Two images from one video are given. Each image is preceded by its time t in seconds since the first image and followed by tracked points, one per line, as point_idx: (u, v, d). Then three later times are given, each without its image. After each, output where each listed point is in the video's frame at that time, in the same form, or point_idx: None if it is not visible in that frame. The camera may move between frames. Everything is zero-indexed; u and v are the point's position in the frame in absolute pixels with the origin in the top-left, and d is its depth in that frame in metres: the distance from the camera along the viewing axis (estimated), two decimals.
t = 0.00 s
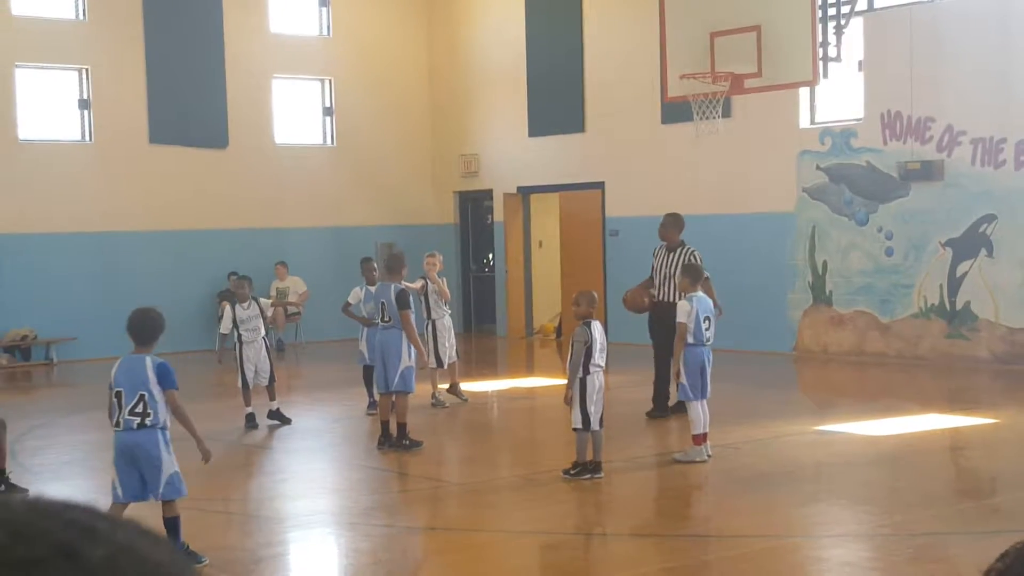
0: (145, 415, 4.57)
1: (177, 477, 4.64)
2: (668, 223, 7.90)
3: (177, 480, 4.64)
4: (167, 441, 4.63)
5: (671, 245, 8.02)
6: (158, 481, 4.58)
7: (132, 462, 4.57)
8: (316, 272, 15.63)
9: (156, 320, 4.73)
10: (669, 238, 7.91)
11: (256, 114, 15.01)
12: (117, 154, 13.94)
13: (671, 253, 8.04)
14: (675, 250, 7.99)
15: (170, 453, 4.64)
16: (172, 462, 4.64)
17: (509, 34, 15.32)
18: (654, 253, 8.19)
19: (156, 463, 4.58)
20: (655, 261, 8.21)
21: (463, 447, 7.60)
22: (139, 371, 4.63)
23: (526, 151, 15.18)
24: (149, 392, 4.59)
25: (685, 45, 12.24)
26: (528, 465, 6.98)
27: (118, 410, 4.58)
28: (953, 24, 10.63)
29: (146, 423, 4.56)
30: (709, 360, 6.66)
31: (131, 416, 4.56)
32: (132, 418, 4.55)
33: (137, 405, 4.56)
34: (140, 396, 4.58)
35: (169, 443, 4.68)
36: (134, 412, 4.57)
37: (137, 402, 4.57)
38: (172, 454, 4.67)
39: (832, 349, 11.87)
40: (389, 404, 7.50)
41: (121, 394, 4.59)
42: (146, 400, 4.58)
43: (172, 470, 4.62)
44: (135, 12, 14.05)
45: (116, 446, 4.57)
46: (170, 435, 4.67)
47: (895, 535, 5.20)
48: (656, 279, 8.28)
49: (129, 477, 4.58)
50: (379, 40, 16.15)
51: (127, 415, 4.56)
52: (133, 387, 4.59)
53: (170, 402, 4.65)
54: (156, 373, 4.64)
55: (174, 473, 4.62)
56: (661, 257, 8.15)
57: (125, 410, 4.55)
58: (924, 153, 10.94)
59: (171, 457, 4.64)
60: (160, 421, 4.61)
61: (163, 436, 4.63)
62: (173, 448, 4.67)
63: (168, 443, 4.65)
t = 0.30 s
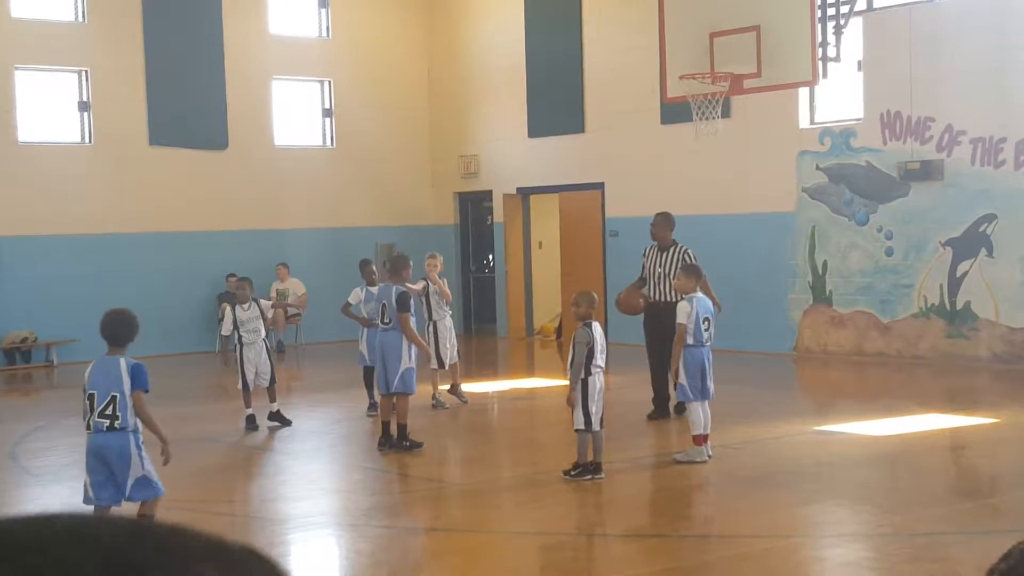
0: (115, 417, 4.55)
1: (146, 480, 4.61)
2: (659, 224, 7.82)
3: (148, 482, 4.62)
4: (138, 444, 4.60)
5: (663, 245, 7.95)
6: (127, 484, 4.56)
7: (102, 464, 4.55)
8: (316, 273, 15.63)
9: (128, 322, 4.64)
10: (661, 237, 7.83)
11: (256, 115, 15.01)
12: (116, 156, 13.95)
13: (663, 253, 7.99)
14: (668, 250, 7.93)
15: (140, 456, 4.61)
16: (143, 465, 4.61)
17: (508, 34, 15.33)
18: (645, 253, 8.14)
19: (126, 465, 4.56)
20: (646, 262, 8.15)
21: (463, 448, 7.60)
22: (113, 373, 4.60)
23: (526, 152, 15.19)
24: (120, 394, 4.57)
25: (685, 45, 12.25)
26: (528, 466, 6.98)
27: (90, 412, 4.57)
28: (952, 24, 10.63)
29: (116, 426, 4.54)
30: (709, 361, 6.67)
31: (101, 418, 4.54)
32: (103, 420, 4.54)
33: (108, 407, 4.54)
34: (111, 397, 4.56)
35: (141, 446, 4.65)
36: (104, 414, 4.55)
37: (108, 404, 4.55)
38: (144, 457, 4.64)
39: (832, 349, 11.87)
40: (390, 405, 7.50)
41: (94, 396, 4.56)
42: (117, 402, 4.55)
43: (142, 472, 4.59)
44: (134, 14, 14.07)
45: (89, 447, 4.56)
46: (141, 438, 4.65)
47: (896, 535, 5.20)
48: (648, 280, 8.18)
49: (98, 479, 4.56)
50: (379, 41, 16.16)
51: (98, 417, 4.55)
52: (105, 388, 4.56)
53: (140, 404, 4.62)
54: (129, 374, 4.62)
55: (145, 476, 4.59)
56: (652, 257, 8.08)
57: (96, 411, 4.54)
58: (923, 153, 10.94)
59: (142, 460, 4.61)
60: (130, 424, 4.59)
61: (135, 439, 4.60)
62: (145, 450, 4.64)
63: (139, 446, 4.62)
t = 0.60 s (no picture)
0: (109, 421, 4.55)
1: (137, 487, 4.61)
2: (661, 223, 7.84)
3: (137, 489, 4.62)
4: (131, 449, 4.61)
5: (664, 246, 7.98)
6: (117, 490, 4.56)
7: (95, 467, 4.57)
8: (315, 274, 15.65)
9: (121, 323, 4.63)
10: (661, 237, 7.88)
11: (255, 116, 15.02)
12: (115, 158, 13.95)
13: (663, 254, 8.00)
14: (668, 251, 7.97)
15: (133, 461, 4.62)
16: (134, 470, 4.61)
17: (507, 35, 15.34)
18: (644, 254, 8.13)
19: (117, 471, 4.57)
20: (645, 263, 8.14)
21: (463, 449, 7.61)
22: (106, 375, 4.58)
23: (524, 153, 15.20)
24: (116, 398, 4.56)
25: (683, 47, 12.26)
26: (527, 467, 7.00)
27: (86, 415, 4.57)
28: (950, 24, 10.66)
29: (112, 429, 4.55)
30: (706, 362, 6.69)
31: (97, 421, 4.55)
32: (99, 423, 4.55)
33: (104, 410, 4.55)
34: (106, 401, 4.56)
35: (136, 450, 4.65)
36: (100, 418, 4.56)
37: (103, 407, 4.55)
38: (138, 462, 4.64)
39: (830, 350, 11.89)
40: (389, 406, 7.51)
41: (89, 399, 4.56)
42: (112, 405, 4.55)
43: (131, 479, 4.59)
44: (133, 15, 14.08)
45: (86, 451, 4.58)
46: (137, 441, 4.65)
47: (893, 535, 5.22)
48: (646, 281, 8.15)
49: (91, 482, 4.58)
50: (377, 42, 16.17)
51: (93, 419, 4.56)
52: (100, 392, 4.55)
53: (134, 408, 4.60)
54: (124, 378, 4.59)
55: (133, 483, 4.60)
56: (651, 258, 8.09)
57: (91, 415, 4.55)
58: (921, 153, 10.96)
59: (134, 466, 4.62)
60: (124, 428, 4.59)
61: (128, 444, 4.60)
62: (139, 455, 4.64)
63: (133, 450, 4.63)
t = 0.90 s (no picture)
0: (103, 427, 4.55)
1: (133, 491, 4.60)
2: (665, 226, 7.78)
3: (132, 493, 4.61)
4: (127, 454, 4.60)
5: (667, 249, 7.89)
6: (112, 494, 4.56)
7: (90, 472, 4.57)
8: (308, 277, 15.64)
9: (113, 327, 4.64)
10: (666, 240, 7.80)
11: (248, 119, 15.01)
12: (107, 162, 13.93)
13: (665, 258, 7.89)
14: (671, 254, 7.85)
15: (129, 465, 4.61)
16: (130, 475, 4.61)
17: (501, 38, 15.36)
18: (646, 257, 8.04)
19: (112, 476, 4.56)
20: (647, 267, 8.04)
21: (456, 452, 7.61)
22: (101, 381, 4.57)
23: (517, 156, 15.22)
24: (109, 404, 4.55)
25: (676, 51, 12.29)
26: (521, 470, 7.00)
27: (81, 420, 4.57)
28: (941, 29, 10.70)
29: (105, 435, 4.55)
30: (699, 365, 6.72)
31: (91, 427, 4.55)
32: (92, 429, 4.55)
33: (97, 417, 4.54)
34: (100, 407, 4.55)
35: (133, 455, 4.64)
36: (94, 423, 4.55)
37: (97, 413, 4.54)
38: (133, 467, 4.63)
39: (823, 353, 11.91)
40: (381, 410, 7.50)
41: (84, 405, 4.56)
42: (106, 411, 4.54)
43: (127, 484, 4.58)
44: (126, 18, 14.07)
45: (81, 456, 4.58)
46: (133, 445, 4.63)
47: (886, 537, 5.23)
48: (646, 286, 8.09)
49: (87, 487, 4.58)
50: (371, 45, 16.18)
51: (88, 425, 4.56)
52: (94, 398, 4.54)
53: (129, 415, 4.58)
54: (117, 385, 4.57)
55: (129, 488, 4.59)
56: (654, 261, 7.99)
57: (85, 421, 4.54)
58: (913, 157, 11.00)
59: (130, 470, 4.61)
60: (119, 434, 4.58)
61: (124, 449, 4.59)
62: (136, 460, 4.63)
63: (129, 455, 4.62)
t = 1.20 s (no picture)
0: (97, 430, 4.54)
1: (127, 493, 4.59)
2: (666, 227, 7.73)
3: (127, 495, 4.58)
4: (122, 456, 4.59)
5: (666, 250, 7.82)
6: (107, 496, 4.54)
7: (85, 475, 4.55)
8: (303, 279, 15.63)
9: (108, 330, 4.63)
10: (666, 242, 7.74)
11: (243, 120, 14.99)
12: (102, 164, 13.91)
13: (664, 259, 7.85)
14: (671, 256, 7.80)
15: (124, 467, 4.60)
16: (125, 477, 4.59)
17: (495, 40, 15.35)
18: (648, 257, 8.00)
19: (106, 479, 4.54)
20: (647, 266, 8.02)
21: (451, 454, 7.61)
22: (95, 385, 4.56)
23: (512, 158, 15.22)
24: (103, 408, 4.54)
25: (671, 52, 12.30)
26: (517, 471, 7.00)
27: (75, 424, 4.57)
28: (935, 30, 10.72)
29: (100, 438, 4.54)
30: (694, 366, 6.72)
31: (85, 431, 4.54)
32: (87, 432, 4.54)
33: (92, 420, 4.53)
34: (94, 410, 4.54)
35: (129, 457, 4.63)
36: (88, 427, 4.54)
37: (91, 417, 4.53)
38: (129, 470, 4.62)
39: (818, 353, 11.92)
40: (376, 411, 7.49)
41: (78, 408, 4.55)
42: (100, 414, 4.53)
43: (121, 486, 4.56)
44: (120, 20, 14.04)
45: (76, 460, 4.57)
46: (129, 448, 4.62)
47: (881, 538, 5.23)
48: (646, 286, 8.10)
49: (81, 489, 4.55)
50: (365, 47, 16.17)
51: (82, 429, 4.55)
52: (88, 401, 4.53)
53: (124, 417, 4.57)
54: (111, 388, 4.56)
55: (124, 490, 4.57)
56: (654, 262, 7.96)
57: (79, 424, 4.54)
58: (907, 158, 11.02)
59: (125, 472, 4.59)
60: (114, 437, 4.56)
61: (118, 451, 4.58)
62: (131, 462, 4.62)
63: (124, 457, 4.60)
